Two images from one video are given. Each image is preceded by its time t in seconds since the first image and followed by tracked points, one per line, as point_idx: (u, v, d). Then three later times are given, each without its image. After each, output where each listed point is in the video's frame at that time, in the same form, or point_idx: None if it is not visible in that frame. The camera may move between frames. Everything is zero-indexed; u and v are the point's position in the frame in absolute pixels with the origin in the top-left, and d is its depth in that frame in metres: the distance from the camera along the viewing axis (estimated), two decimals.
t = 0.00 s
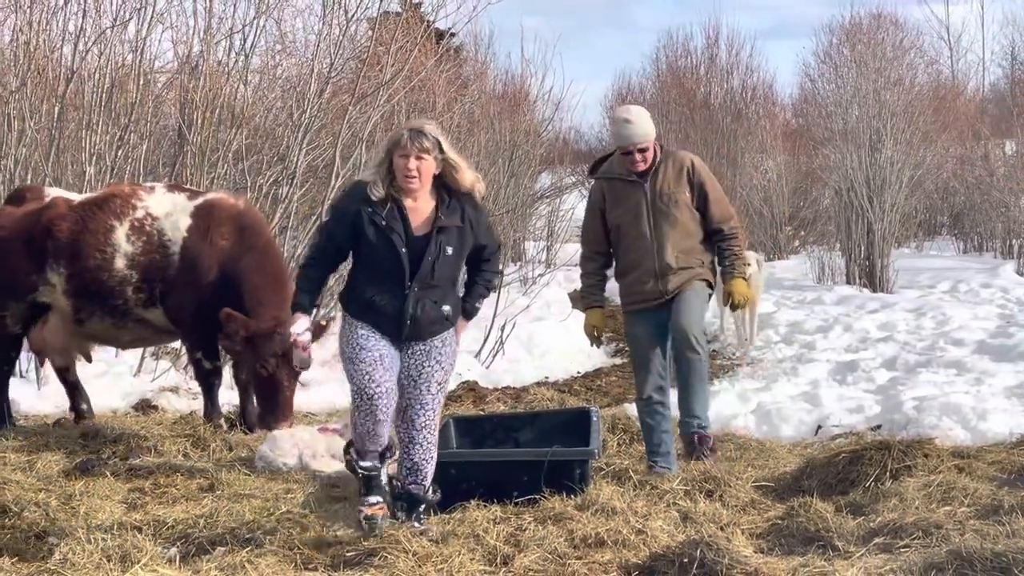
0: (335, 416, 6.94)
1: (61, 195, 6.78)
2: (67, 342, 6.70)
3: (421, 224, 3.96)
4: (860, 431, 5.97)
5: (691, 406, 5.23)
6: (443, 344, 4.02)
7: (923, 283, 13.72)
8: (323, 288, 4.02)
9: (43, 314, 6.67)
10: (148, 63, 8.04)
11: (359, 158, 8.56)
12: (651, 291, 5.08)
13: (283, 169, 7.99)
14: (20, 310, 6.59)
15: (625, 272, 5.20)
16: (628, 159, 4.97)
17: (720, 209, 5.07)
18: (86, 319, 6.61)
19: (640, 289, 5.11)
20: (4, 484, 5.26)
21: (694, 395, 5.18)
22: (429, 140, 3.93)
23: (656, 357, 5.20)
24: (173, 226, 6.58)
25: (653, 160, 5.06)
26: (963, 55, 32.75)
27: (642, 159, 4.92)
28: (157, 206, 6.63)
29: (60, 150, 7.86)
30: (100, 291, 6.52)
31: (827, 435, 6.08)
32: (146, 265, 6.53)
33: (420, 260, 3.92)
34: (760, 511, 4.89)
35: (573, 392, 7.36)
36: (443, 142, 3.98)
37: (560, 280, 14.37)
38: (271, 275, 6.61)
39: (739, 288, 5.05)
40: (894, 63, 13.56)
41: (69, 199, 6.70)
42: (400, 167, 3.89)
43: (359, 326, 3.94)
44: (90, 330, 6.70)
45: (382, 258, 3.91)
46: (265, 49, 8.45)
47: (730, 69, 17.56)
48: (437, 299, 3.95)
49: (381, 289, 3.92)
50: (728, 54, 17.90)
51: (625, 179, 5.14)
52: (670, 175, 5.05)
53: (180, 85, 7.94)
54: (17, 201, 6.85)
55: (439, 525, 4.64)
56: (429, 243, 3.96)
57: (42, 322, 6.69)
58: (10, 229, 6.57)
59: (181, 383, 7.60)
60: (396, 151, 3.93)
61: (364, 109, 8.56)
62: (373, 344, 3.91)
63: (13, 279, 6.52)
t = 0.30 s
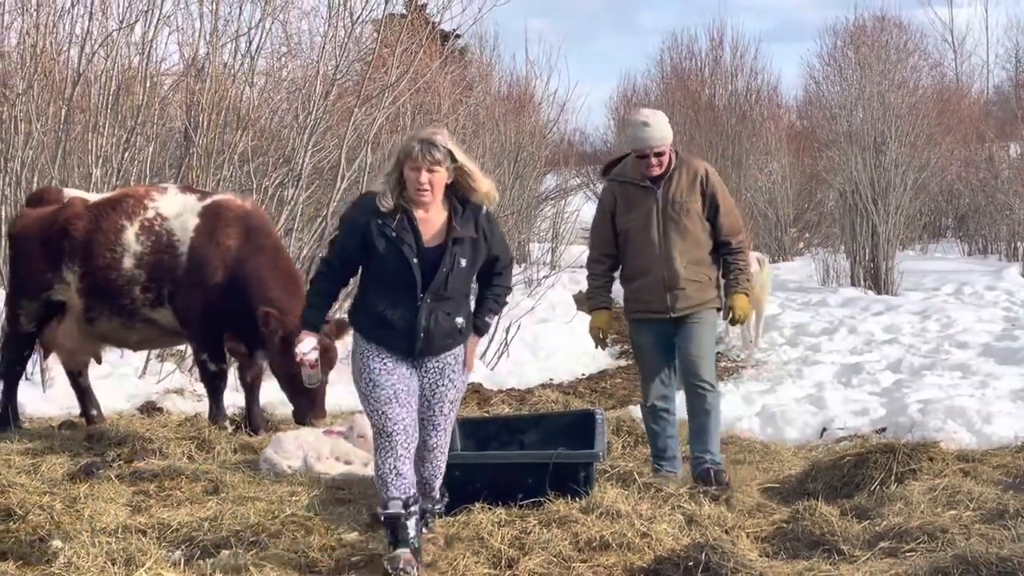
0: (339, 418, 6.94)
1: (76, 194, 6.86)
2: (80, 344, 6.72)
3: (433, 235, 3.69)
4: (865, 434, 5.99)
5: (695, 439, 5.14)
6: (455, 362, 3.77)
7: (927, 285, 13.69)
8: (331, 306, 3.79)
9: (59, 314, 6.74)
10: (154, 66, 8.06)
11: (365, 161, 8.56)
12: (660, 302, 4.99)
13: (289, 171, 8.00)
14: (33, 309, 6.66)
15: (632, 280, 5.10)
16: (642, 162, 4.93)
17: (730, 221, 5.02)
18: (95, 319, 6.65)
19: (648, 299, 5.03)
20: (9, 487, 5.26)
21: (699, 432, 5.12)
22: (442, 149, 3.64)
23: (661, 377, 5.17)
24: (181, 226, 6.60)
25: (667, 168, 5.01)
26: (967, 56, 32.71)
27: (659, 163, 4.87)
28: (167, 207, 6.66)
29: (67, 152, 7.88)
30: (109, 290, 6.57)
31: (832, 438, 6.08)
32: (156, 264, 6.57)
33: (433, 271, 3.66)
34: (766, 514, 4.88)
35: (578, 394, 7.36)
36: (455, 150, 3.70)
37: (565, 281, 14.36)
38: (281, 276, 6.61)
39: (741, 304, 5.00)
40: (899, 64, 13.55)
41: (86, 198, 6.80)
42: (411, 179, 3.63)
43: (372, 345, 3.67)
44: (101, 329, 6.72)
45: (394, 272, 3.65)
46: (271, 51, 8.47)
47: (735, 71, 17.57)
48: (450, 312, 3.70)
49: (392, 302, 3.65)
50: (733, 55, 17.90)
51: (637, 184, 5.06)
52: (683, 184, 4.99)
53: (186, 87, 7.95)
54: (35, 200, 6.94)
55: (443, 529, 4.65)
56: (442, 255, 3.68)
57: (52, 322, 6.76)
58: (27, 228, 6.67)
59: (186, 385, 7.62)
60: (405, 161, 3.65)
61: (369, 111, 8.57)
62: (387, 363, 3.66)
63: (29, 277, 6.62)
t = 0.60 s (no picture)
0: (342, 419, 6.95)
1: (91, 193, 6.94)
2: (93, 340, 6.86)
3: (434, 237, 3.65)
4: (868, 436, 5.98)
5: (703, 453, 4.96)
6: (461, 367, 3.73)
7: (933, 286, 13.66)
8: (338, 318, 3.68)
9: (71, 313, 6.84)
10: (157, 66, 8.08)
11: (368, 162, 8.58)
12: (675, 312, 4.85)
13: (292, 172, 8.01)
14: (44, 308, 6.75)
15: (647, 285, 4.97)
16: (672, 163, 4.79)
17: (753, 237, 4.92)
18: (105, 319, 6.72)
19: (663, 309, 4.88)
20: (13, 486, 5.27)
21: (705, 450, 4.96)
22: (440, 147, 3.60)
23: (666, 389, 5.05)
24: (186, 228, 6.62)
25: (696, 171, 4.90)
26: (972, 57, 32.65)
27: (695, 163, 4.76)
28: (173, 208, 6.68)
29: (70, 153, 7.89)
30: (117, 291, 6.64)
31: (835, 440, 6.08)
32: (162, 265, 6.61)
33: (436, 273, 3.61)
34: (769, 515, 4.87)
35: (581, 395, 7.36)
36: (453, 147, 3.65)
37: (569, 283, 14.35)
38: (287, 277, 6.62)
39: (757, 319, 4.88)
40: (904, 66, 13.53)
41: (99, 198, 6.86)
42: (410, 180, 3.59)
43: (378, 352, 3.62)
44: (110, 330, 6.80)
45: (396, 276, 3.59)
46: (274, 52, 8.49)
47: (739, 73, 17.57)
48: (455, 314, 3.65)
49: (396, 308, 3.60)
50: (737, 57, 17.89)
51: (662, 188, 4.92)
52: (711, 193, 4.86)
53: (189, 88, 7.97)
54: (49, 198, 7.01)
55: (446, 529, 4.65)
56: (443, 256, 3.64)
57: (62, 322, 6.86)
58: (40, 228, 6.76)
59: (189, 386, 7.63)
60: (403, 162, 3.62)
61: (372, 112, 8.58)
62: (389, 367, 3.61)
63: (41, 277, 6.73)
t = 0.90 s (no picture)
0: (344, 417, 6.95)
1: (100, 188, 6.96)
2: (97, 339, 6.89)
3: (445, 238, 3.50)
4: (871, 435, 5.99)
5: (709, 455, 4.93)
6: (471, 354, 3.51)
7: (936, 287, 13.66)
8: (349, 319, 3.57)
9: (79, 311, 6.91)
10: (160, 65, 8.09)
11: (371, 161, 8.58)
12: (697, 302, 4.68)
13: (295, 170, 8.02)
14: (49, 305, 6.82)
15: (668, 278, 4.78)
16: (695, 145, 4.68)
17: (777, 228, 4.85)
18: (111, 317, 6.79)
19: (685, 298, 4.70)
20: (15, 485, 5.26)
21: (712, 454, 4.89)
22: (451, 145, 3.44)
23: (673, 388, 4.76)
24: (195, 226, 6.63)
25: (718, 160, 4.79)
26: (976, 58, 32.65)
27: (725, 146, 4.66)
28: (182, 206, 6.69)
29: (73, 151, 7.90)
30: (124, 288, 6.70)
31: (838, 439, 6.09)
32: (170, 263, 6.64)
33: (444, 276, 3.47)
34: (772, 515, 4.87)
35: (584, 394, 7.37)
36: (466, 146, 3.49)
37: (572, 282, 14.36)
38: (301, 275, 6.61)
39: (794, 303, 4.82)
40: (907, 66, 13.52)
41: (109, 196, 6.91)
42: (420, 179, 3.44)
43: (386, 357, 3.50)
44: (117, 327, 6.86)
45: (405, 278, 3.47)
46: (278, 51, 8.50)
47: (742, 73, 17.57)
48: (464, 318, 3.49)
49: (403, 311, 3.48)
50: (740, 57, 17.89)
51: (685, 176, 4.76)
52: (735, 181, 4.75)
53: (192, 86, 7.97)
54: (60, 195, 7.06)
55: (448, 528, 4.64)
56: (454, 258, 3.50)
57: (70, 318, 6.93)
58: (51, 225, 6.82)
59: (192, 384, 7.64)
60: (414, 160, 3.47)
61: (376, 111, 8.58)
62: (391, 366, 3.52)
63: (52, 274, 6.81)
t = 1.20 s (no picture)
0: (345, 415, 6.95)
1: (113, 188, 7.00)
2: (103, 338, 6.91)
3: (468, 244, 3.26)
4: (872, 433, 5.99)
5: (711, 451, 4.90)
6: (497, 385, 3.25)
7: (936, 285, 13.67)
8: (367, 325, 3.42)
9: (83, 309, 6.92)
10: (162, 62, 8.09)
11: (374, 158, 8.59)
12: (706, 294, 4.66)
13: (298, 167, 8.03)
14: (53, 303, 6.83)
15: (676, 274, 4.73)
16: (697, 138, 4.64)
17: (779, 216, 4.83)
18: (118, 315, 6.81)
19: (694, 290, 4.67)
20: (16, 482, 5.26)
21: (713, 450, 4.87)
22: (478, 146, 3.25)
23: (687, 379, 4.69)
24: (201, 223, 6.61)
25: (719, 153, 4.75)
26: (977, 57, 32.71)
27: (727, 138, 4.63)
28: (189, 204, 6.67)
29: (74, 148, 7.91)
30: (128, 286, 6.70)
31: (839, 437, 6.09)
32: (177, 260, 6.62)
33: (463, 285, 3.23)
34: (773, 513, 4.87)
35: (586, 392, 7.38)
36: (494, 147, 3.29)
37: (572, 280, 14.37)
38: (316, 275, 6.65)
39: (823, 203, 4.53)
40: (908, 64, 13.53)
41: (118, 195, 6.95)
42: (445, 181, 3.25)
43: (404, 368, 3.28)
44: (124, 325, 6.88)
45: (423, 284, 3.26)
46: (280, 48, 8.52)
47: (743, 71, 17.59)
48: (486, 331, 3.24)
49: (421, 320, 3.26)
50: (741, 55, 17.91)
51: (688, 169, 4.70)
52: (738, 173, 4.71)
53: (194, 83, 7.98)
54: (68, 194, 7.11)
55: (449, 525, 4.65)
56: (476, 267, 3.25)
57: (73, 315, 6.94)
58: (61, 224, 6.88)
59: (193, 381, 7.65)
60: (440, 162, 3.28)
61: (378, 108, 8.59)
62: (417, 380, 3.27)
63: (63, 272, 6.87)
